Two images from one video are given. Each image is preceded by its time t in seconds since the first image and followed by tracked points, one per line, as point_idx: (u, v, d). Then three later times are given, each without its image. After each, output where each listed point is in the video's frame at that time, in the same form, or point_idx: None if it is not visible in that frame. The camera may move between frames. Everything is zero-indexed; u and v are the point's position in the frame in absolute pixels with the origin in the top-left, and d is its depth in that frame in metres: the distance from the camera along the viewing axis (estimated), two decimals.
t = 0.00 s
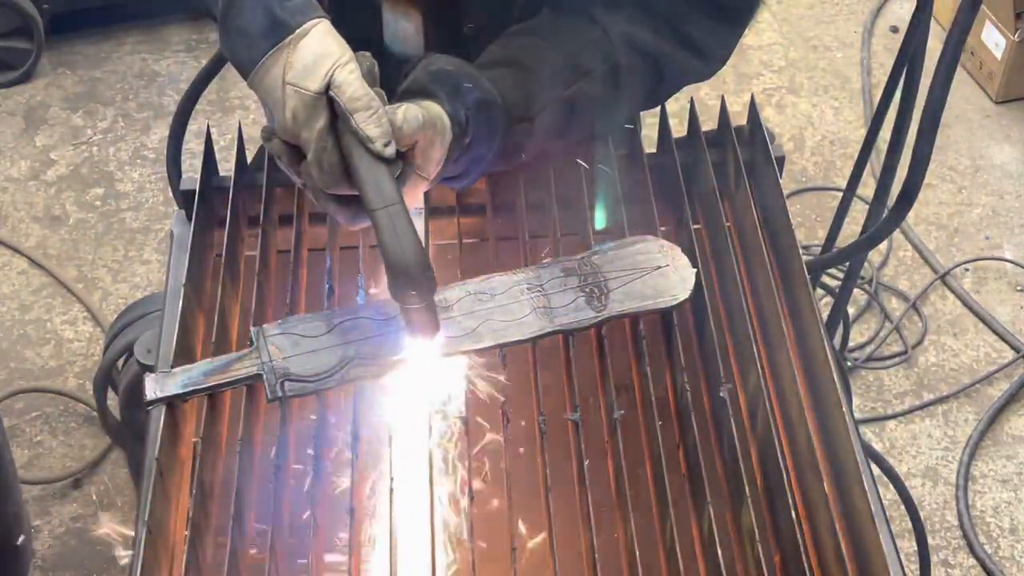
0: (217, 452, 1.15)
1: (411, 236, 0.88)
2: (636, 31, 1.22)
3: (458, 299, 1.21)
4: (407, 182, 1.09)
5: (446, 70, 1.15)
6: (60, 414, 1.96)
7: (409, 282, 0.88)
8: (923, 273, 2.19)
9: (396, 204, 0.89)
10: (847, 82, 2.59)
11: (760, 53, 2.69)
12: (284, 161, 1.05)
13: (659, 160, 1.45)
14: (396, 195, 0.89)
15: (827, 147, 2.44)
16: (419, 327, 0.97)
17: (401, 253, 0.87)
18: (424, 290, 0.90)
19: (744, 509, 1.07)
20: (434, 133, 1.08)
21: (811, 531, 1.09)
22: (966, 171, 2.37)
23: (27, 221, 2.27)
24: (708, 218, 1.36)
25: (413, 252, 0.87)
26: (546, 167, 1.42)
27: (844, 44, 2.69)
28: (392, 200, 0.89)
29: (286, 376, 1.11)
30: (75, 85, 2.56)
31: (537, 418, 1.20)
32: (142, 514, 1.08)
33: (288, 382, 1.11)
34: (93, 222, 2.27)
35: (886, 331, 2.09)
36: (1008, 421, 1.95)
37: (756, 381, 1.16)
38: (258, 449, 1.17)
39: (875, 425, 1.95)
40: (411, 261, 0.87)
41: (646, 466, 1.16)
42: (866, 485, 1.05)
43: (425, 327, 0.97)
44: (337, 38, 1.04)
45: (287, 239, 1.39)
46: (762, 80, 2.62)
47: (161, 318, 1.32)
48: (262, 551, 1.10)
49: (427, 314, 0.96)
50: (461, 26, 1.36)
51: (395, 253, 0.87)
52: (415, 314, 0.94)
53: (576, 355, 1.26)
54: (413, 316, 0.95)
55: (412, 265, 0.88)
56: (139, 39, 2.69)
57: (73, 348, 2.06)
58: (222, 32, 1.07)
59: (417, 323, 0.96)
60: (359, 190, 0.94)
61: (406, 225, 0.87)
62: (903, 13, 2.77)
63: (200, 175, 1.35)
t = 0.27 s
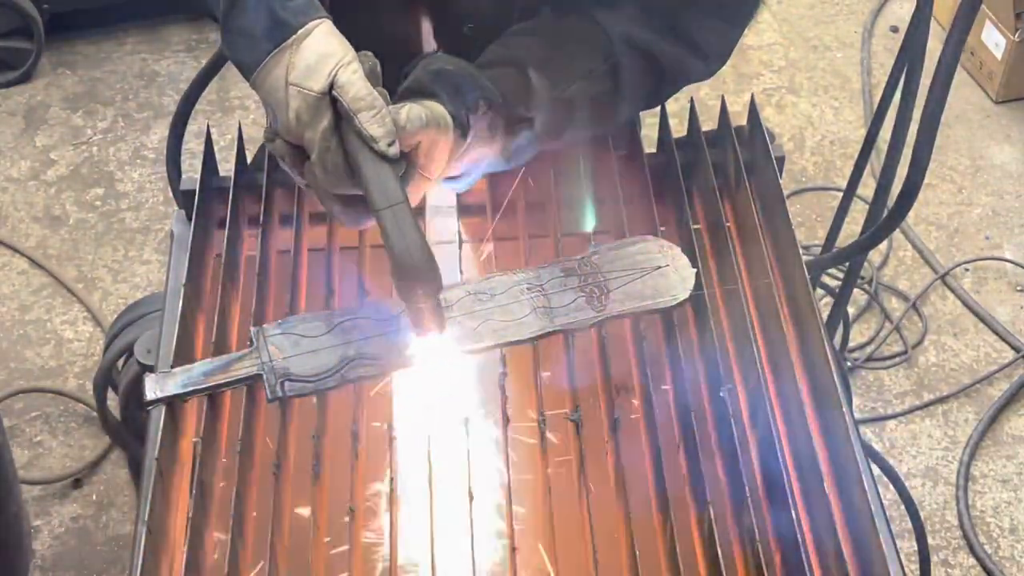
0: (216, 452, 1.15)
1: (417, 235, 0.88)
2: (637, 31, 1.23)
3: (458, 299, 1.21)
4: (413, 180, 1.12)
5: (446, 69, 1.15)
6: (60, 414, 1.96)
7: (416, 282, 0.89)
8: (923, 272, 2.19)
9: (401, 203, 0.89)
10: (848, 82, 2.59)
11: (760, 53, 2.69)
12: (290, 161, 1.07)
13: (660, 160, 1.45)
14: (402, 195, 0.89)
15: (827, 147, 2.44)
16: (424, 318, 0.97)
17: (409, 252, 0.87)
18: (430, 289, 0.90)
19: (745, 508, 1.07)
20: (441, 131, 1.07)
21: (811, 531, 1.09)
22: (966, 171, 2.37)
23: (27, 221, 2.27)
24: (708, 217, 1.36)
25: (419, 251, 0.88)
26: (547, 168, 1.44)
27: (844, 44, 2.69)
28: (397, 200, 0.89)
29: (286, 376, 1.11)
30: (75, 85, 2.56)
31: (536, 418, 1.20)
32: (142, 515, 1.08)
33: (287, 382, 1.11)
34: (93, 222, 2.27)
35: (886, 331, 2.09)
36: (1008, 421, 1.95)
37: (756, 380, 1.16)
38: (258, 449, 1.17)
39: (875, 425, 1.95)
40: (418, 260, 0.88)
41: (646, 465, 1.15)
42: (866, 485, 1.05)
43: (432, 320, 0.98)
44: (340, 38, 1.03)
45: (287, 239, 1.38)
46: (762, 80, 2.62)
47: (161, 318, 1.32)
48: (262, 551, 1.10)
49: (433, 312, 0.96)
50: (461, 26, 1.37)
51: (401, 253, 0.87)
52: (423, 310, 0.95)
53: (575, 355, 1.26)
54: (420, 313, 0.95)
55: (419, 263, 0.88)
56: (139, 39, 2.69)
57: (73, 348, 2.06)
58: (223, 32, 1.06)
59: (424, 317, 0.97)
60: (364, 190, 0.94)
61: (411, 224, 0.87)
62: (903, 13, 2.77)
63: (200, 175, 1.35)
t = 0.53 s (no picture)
0: (217, 453, 1.15)
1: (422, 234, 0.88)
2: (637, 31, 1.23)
3: (458, 299, 1.21)
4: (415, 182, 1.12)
5: (447, 68, 1.15)
6: (60, 414, 1.96)
7: (420, 281, 0.89)
8: (923, 272, 2.19)
9: (405, 202, 0.89)
10: (848, 82, 2.59)
11: (761, 53, 2.69)
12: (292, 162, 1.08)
13: (660, 160, 1.45)
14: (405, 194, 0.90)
15: (827, 147, 2.44)
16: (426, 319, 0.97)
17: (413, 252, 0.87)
18: (435, 288, 0.91)
19: (744, 508, 1.07)
20: (443, 131, 1.07)
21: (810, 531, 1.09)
22: (966, 171, 2.37)
23: (27, 221, 2.27)
24: (708, 217, 1.36)
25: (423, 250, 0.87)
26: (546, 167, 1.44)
27: (844, 44, 2.69)
28: (400, 199, 0.89)
29: (286, 376, 1.11)
30: (75, 85, 2.56)
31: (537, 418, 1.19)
32: (143, 515, 1.08)
33: (288, 382, 1.11)
34: (93, 222, 2.27)
35: (886, 331, 2.09)
36: (1008, 421, 1.95)
37: (756, 380, 1.16)
38: (259, 449, 1.17)
39: (875, 424, 1.95)
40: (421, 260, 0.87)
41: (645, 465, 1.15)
42: (866, 484, 1.05)
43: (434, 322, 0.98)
44: (343, 38, 1.03)
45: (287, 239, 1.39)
46: (762, 80, 2.62)
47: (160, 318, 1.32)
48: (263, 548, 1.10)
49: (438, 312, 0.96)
50: (461, 27, 1.37)
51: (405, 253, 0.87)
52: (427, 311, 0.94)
53: (575, 356, 1.26)
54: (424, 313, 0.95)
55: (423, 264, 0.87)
56: (139, 39, 2.69)
57: (73, 348, 2.06)
58: (228, 31, 1.07)
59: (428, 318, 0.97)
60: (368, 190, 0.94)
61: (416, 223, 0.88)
62: (903, 13, 2.77)
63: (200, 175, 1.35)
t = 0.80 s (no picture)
0: (217, 453, 1.15)
1: (427, 235, 0.88)
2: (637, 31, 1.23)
3: (458, 299, 1.21)
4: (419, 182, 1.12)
5: (448, 67, 1.15)
6: (60, 414, 1.96)
7: (425, 282, 0.89)
8: (922, 272, 2.19)
9: (410, 203, 0.89)
10: (848, 82, 2.59)
11: (761, 53, 2.69)
12: (295, 163, 1.08)
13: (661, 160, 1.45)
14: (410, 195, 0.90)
15: (827, 147, 2.44)
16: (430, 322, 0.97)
17: (419, 254, 0.88)
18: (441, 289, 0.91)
19: (744, 508, 1.07)
20: (446, 131, 1.07)
21: (810, 530, 1.09)
22: (966, 171, 2.37)
23: (28, 221, 2.27)
24: (709, 217, 1.36)
25: (429, 251, 0.88)
26: (545, 166, 1.44)
27: (844, 44, 2.69)
28: (406, 200, 0.89)
29: (286, 376, 1.12)
30: (75, 85, 2.56)
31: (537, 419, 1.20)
32: (142, 515, 1.08)
33: (288, 382, 1.12)
34: (93, 222, 2.27)
35: (886, 330, 2.09)
36: (1008, 421, 1.95)
37: (756, 380, 1.16)
38: (259, 450, 1.17)
39: (875, 424, 1.95)
40: (427, 262, 0.88)
41: (646, 466, 1.15)
42: (866, 484, 1.05)
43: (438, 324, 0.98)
44: (345, 38, 1.03)
45: (287, 239, 1.39)
46: (762, 80, 2.62)
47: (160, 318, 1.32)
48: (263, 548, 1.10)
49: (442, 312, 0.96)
50: (462, 26, 1.37)
51: (412, 254, 0.87)
52: (432, 312, 0.95)
53: (575, 356, 1.26)
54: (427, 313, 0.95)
55: (429, 265, 0.88)
56: (139, 39, 2.69)
57: (73, 348, 2.06)
58: (229, 33, 1.07)
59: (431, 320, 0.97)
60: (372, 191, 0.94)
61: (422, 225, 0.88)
62: (903, 13, 2.77)
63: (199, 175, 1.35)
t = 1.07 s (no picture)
0: (217, 451, 1.15)
1: (433, 235, 0.89)
2: (636, 31, 1.23)
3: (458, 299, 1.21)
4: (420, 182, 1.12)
5: (450, 68, 1.16)
6: (60, 414, 1.96)
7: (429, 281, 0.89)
8: (922, 272, 2.19)
9: (416, 205, 0.90)
10: (847, 81, 2.59)
11: (760, 53, 2.69)
12: (298, 165, 1.07)
13: (661, 160, 1.45)
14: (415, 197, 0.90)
15: (827, 147, 2.44)
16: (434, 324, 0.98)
17: (426, 255, 0.89)
18: (446, 289, 0.91)
19: (744, 508, 1.07)
20: (448, 130, 1.07)
21: (810, 530, 1.09)
22: (966, 171, 2.37)
23: (27, 221, 2.27)
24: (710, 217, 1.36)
25: (435, 252, 0.89)
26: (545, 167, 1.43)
27: (844, 44, 2.69)
28: (411, 202, 0.90)
29: (286, 376, 1.12)
30: (75, 86, 2.56)
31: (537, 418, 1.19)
32: (142, 515, 1.08)
33: (288, 382, 1.12)
34: (93, 222, 2.27)
35: (886, 330, 2.09)
36: (1008, 421, 1.95)
37: (756, 380, 1.15)
38: (259, 449, 1.17)
39: (875, 424, 1.95)
40: (432, 262, 0.88)
41: (645, 466, 1.15)
42: (866, 484, 1.05)
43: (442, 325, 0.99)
44: (349, 40, 1.03)
45: (287, 240, 1.39)
46: (762, 80, 2.62)
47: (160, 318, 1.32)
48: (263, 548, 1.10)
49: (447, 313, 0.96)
50: (462, 27, 1.37)
51: (419, 256, 0.88)
52: (438, 313, 0.96)
53: (575, 355, 1.26)
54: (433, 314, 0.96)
55: (436, 266, 0.89)
56: (139, 39, 2.69)
57: (73, 348, 2.06)
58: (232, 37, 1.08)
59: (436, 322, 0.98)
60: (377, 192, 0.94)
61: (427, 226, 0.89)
62: (903, 13, 2.77)
63: (199, 176, 1.35)
